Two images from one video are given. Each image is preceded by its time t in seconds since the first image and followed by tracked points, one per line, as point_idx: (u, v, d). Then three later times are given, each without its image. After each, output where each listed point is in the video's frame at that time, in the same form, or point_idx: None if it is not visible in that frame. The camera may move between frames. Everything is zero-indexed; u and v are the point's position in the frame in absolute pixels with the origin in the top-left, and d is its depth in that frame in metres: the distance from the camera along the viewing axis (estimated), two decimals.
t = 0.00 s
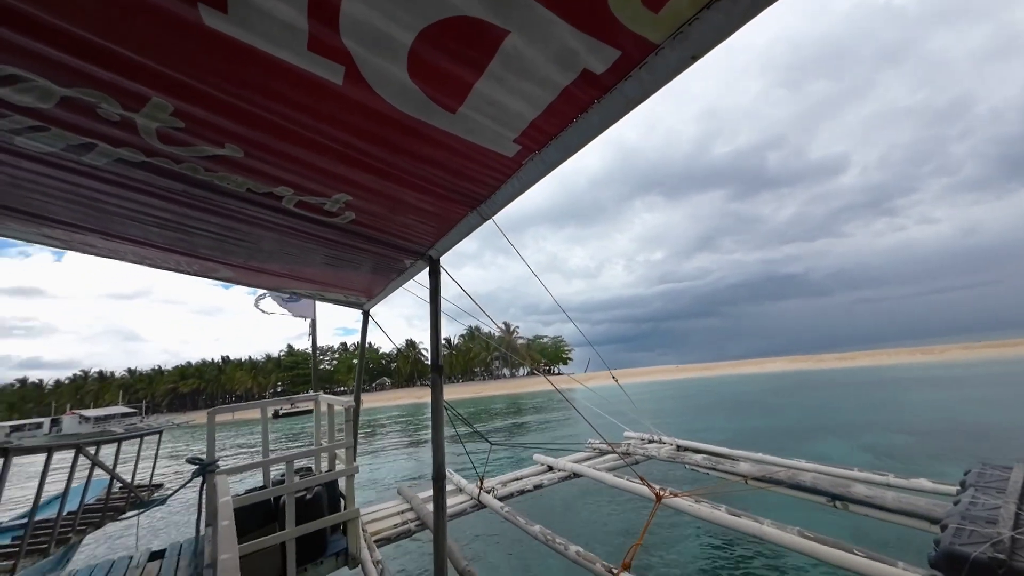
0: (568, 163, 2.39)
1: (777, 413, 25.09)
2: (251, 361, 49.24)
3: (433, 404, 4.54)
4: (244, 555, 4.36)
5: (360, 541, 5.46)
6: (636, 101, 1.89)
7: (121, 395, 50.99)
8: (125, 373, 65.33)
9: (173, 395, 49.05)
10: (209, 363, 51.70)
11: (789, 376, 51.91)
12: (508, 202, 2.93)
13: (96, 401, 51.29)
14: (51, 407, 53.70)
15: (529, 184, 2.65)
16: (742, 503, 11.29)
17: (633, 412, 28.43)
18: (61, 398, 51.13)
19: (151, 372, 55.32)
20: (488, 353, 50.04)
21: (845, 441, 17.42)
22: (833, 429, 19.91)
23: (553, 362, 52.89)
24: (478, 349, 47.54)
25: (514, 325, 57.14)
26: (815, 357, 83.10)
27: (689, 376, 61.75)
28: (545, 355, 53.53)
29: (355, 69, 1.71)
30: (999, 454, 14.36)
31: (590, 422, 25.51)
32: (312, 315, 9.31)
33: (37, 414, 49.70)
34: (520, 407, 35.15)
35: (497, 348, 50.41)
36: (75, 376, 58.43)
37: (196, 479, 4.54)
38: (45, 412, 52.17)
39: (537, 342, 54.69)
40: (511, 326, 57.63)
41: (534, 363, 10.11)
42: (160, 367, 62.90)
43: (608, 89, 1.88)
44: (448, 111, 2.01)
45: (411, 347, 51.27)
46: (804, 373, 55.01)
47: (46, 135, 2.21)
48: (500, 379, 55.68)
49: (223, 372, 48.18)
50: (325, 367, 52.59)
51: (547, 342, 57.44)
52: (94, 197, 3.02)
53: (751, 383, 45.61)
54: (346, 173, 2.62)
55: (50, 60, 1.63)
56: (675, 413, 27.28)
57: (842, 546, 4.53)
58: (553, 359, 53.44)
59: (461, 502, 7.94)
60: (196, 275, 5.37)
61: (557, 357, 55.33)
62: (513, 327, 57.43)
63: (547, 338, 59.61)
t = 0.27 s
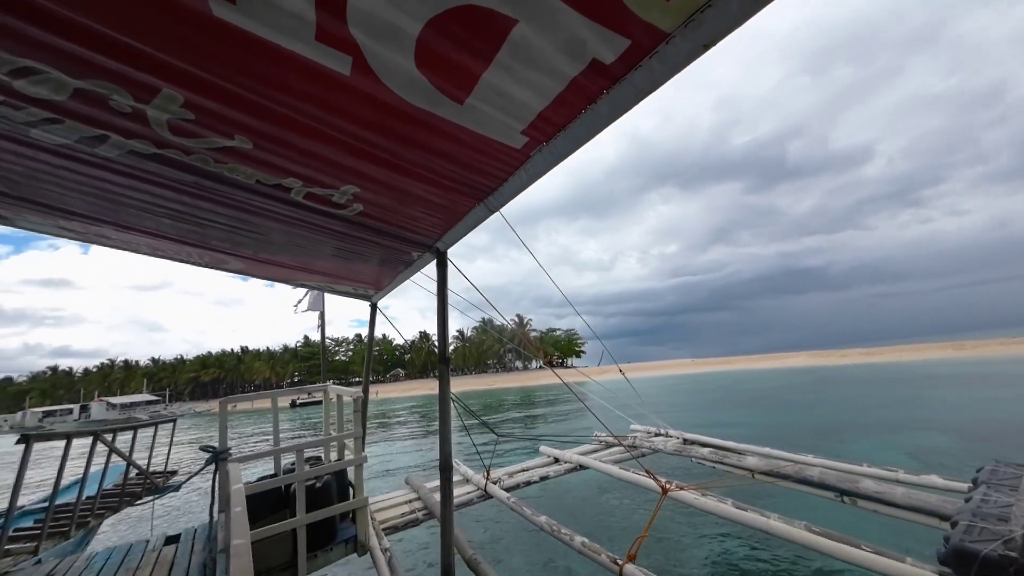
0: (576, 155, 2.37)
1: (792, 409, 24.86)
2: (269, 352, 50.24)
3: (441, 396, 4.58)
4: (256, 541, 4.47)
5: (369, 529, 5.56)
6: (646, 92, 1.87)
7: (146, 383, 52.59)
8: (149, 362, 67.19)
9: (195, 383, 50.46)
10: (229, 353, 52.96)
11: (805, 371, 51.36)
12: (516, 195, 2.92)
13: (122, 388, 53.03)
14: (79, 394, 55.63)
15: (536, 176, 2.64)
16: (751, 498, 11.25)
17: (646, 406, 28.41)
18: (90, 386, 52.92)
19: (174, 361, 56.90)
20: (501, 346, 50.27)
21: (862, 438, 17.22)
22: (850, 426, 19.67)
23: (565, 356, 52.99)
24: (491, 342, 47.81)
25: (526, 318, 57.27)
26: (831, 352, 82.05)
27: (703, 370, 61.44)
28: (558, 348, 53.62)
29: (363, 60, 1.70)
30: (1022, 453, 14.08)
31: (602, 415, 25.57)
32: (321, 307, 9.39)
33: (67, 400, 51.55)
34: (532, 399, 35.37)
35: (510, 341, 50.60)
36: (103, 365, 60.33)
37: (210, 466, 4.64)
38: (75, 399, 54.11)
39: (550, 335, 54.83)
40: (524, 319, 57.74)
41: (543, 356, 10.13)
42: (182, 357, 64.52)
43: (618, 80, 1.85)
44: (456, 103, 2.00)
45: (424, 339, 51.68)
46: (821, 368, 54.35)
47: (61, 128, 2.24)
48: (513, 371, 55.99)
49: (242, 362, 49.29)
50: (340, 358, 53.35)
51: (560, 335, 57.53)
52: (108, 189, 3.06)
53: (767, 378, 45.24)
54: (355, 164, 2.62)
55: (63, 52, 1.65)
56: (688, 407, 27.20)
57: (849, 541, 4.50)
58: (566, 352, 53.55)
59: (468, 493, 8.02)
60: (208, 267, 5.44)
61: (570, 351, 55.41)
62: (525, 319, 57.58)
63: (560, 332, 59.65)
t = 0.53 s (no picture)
0: (579, 151, 2.36)
1: (802, 408, 24.73)
2: (281, 348, 50.89)
3: (444, 392, 4.59)
4: (260, 536, 4.50)
5: (372, 524, 5.59)
6: (651, 87, 1.86)
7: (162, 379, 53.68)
8: (164, 357, 68.40)
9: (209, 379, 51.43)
10: (241, 350, 53.75)
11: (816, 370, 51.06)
12: (519, 192, 2.91)
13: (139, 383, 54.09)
14: (97, 388, 56.90)
15: (540, 173, 2.63)
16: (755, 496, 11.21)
17: (654, 404, 28.44)
18: (108, 381, 54.05)
19: (189, 357, 57.87)
20: (510, 343, 50.44)
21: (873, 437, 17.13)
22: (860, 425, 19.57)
23: (574, 353, 53.11)
24: (499, 339, 48.01)
25: (536, 316, 57.43)
26: (840, 350, 81.62)
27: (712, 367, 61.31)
28: (567, 346, 53.75)
29: (366, 56, 1.70)
30: None
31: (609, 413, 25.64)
32: (324, 304, 9.41)
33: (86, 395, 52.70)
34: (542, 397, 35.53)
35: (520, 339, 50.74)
36: (121, 360, 61.59)
37: (214, 461, 4.67)
38: (93, 393, 55.27)
39: (559, 333, 55.01)
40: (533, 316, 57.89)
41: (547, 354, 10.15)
42: (196, 352, 65.58)
43: (622, 75, 1.84)
44: (459, 99, 1.99)
45: (433, 336, 51.98)
46: (831, 367, 54.03)
47: (65, 125, 2.25)
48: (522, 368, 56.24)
49: (255, 358, 49.96)
50: (350, 355, 53.76)
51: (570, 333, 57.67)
52: (112, 186, 3.07)
53: (777, 377, 45.11)
54: (357, 161, 2.62)
55: (66, 48, 1.65)
56: (697, 405, 27.18)
57: (853, 539, 4.48)
58: (575, 350, 53.69)
59: (471, 489, 8.05)
60: (211, 264, 5.45)
61: (579, 349, 55.55)
62: (535, 317, 57.77)
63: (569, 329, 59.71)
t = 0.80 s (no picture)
0: (578, 151, 2.36)
1: (809, 409, 24.73)
2: (288, 349, 51.26)
3: (443, 393, 4.59)
4: (259, 536, 4.50)
5: (371, 524, 5.58)
6: (650, 88, 1.86)
7: (171, 379, 54.32)
8: (173, 357, 69.23)
9: (217, 379, 52.12)
10: (248, 350, 54.22)
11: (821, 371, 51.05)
12: (518, 192, 2.91)
13: (148, 383, 54.79)
14: (108, 388, 57.67)
15: (539, 173, 2.63)
16: (757, 496, 11.20)
17: (660, 404, 28.50)
18: (117, 380, 54.75)
19: (198, 358, 58.51)
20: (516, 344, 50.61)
21: (880, 438, 17.14)
22: (867, 425, 19.54)
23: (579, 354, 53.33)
24: (504, 340, 48.22)
25: (541, 317, 57.64)
26: (843, 351, 81.68)
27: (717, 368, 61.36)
28: (572, 346, 53.93)
29: (366, 56, 1.70)
30: None
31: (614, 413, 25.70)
32: (323, 304, 9.40)
33: (96, 395, 53.47)
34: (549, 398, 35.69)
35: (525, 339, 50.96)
36: (131, 361, 62.43)
37: (213, 461, 4.67)
38: (104, 392, 56.05)
39: (565, 333, 55.21)
40: (538, 317, 58.03)
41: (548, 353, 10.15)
42: (202, 353, 66.23)
43: (622, 76, 1.85)
44: (459, 99, 1.99)
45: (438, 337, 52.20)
46: (837, 368, 53.97)
47: (65, 124, 2.24)
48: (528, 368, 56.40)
49: (261, 358, 50.31)
50: (356, 356, 54.04)
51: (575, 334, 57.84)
52: (112, 185, 3.07)
53: (782, 377, 45.17)
54: (357, 161, 2.62)
55: (65, 47, 1.64)
56: (703, 406, 27.24)
57: (851, 539, 4.48)
58: (580, 350, 53.84)
59: (470, 489, 8.05)
60: (211, 264, 5.45)
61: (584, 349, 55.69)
62: (540, 317, 58.00)
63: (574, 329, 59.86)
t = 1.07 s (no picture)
0: (578, 153, 2.36)
1: (815, 410, 24.69)
2: (294, 350, 51.51)
3: (442, 394, 4.58)
4: (257, 538, 4.48)
5: (370, 527, 5.57)
6: (649, 89, 1.87)
7: (178, 380, 54.78)
8: (181, 359, 69.81)
9: (224, 380, 52.54)
10: (254, 352, 54.49)
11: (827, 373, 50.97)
12: (517, 193, 2.91)
13: (156, 385, 55.28)
14: (117, 389, 58.20)
15: (538, 175, 2.63)
16: (758, 498, 11.17)
17: (665, 406, 28.51)
18: (126, 382, 55.32)
19: (204, 359, 58.90)
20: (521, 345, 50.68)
21: (887, 439, 17.11)
22: (873, 427, 19.48)
23: (585, 355, 53.42)
24: (510, 342, 48.37)
25: (546, 318, 57.78)
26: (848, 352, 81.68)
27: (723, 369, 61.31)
28: (577, 348, 54.02)
29: (365, 57, 1.70)
30: None
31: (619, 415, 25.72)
32: (322, 305, 9.38)
33: (106, 396, 53.98)
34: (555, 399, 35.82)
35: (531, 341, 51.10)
36: (139, 362, 62.98)
37: (211, 463, 4.65)
38: (113, 394, 56.62)
39: (570, 335, 55.35)
40: (543, 318, 58.16)
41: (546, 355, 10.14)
42: (209, 354, 66.65)
43: (621, 78, 1.85)
44: (458, 100, 2.00)
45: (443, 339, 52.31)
46: (844, 369, 53.84)
47: (63, 125, 2.24)
48: (533, 370, 56.46)
49: (268, 360, 50.55)
50: (361, 357, 54.21)
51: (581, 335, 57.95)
52: (110, 186, 3.06)
53: (787, 379, 45.20)
54: (356, 162, 2.62)
55: (63, 47, 1.64)
56: (709, 408, 27.24)
57: (851, 541, 4.48)
58: (586, 352, 53.91)
59: (469, 491, 8.03)
60: (209, 265, 5.44)
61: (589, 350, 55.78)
62: (546, 319, 58.15)
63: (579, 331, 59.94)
